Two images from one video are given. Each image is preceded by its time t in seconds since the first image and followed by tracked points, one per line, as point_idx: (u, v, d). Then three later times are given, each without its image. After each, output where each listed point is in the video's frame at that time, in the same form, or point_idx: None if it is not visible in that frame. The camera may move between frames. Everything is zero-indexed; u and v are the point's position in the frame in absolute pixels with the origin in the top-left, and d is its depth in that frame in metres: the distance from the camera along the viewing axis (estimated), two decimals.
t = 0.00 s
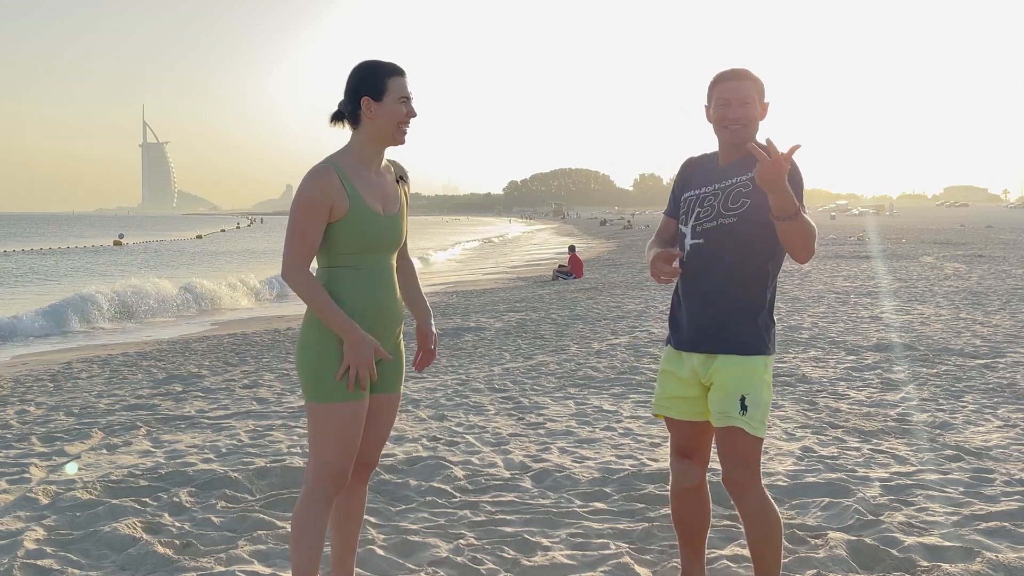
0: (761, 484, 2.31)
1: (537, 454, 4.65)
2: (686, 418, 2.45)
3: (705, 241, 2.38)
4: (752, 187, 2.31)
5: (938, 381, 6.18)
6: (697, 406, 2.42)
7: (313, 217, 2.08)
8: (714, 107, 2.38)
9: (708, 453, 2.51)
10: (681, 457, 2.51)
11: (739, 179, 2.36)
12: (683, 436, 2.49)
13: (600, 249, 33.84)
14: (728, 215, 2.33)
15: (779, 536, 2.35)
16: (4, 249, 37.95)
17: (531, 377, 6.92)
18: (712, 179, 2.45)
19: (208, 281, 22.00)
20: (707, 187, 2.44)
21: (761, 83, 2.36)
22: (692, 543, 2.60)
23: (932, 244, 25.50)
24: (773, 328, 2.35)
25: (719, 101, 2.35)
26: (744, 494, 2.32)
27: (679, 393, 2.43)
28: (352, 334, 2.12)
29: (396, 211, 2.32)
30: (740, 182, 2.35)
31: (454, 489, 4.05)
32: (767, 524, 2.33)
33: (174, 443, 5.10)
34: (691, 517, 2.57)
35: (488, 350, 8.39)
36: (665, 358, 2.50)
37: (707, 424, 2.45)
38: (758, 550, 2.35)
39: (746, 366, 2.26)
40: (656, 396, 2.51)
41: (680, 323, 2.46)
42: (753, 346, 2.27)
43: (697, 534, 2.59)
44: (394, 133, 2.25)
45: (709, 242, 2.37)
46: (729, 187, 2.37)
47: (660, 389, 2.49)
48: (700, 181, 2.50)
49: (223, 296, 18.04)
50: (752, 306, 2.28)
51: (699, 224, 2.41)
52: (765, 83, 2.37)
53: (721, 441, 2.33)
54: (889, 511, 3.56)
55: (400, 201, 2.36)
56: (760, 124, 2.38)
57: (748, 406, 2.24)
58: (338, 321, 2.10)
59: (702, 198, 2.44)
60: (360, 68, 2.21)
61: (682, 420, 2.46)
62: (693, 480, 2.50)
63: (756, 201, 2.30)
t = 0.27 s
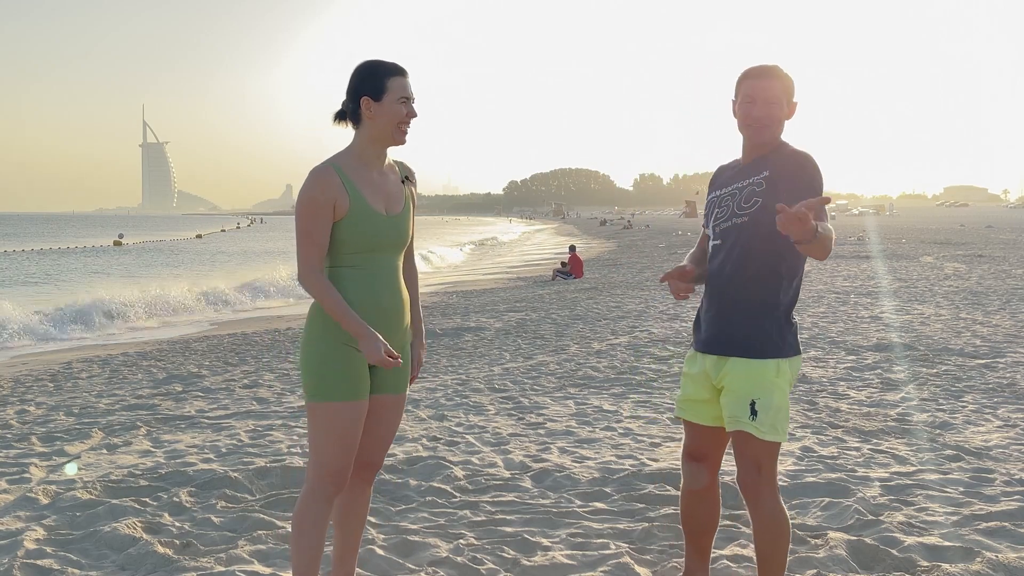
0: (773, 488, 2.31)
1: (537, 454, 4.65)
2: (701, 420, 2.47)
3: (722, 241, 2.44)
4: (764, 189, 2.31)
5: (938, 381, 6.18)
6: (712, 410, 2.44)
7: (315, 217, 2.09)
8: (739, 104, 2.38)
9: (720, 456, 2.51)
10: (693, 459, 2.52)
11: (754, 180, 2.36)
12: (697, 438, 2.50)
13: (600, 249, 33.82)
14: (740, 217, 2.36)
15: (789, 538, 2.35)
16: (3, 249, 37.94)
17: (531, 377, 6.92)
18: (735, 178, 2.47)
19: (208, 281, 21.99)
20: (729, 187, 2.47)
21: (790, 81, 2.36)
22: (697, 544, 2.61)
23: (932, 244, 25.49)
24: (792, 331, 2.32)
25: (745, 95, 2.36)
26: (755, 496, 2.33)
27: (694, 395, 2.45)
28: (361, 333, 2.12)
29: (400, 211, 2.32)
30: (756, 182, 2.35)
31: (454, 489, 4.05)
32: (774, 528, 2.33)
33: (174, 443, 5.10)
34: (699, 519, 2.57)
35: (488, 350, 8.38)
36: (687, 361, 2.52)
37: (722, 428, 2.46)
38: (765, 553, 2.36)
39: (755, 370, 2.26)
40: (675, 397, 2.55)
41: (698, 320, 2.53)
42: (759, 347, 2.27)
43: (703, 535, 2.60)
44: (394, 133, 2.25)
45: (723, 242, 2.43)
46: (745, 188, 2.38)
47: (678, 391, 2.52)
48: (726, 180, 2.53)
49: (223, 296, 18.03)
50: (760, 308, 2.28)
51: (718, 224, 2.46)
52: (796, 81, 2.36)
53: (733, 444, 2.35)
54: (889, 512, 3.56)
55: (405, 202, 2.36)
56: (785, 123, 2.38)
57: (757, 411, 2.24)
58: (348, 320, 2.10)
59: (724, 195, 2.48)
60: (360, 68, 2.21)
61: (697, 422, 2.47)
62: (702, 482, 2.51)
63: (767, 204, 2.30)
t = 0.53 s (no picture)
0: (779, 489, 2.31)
1: (537, 454, 4.65)
2: (708, 419, 2.48)
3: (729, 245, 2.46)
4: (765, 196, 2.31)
5: (938, 381, 6.17)
6: (720, 410, 2.45)
7: (317, 217, 2.09)
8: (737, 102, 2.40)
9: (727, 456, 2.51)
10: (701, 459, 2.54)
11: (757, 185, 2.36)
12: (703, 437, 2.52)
13: (600, 249, 33.82)
14: (744, 222, 2.37)
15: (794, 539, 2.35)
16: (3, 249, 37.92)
17: (531, 377, 6.92)
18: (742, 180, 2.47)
19: (208, 280, 21.98)
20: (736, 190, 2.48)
21: (787, 78, 2.35)
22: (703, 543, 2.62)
23: (932, 244, 25.47)
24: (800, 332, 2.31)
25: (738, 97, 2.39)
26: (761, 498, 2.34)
27: (701, 394, 2.47)
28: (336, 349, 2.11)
29: (401, 211, 2.32)
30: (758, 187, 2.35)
31: (454, 489, 4.05)
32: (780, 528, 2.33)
33: (174, 443, 5.10)
34: (705, 518, 2.58)
35: (488, 350, 8.38)
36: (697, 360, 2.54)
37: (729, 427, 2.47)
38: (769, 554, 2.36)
39: (759, 374, 2.26)
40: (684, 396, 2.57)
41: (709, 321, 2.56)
42: (762, 349, 2.27)
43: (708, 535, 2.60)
44: (394, 131, 2.25)
45: (730, 247, 2.44)
46: (749, 192, 2.39)
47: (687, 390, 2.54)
48: (735, 182, 2.53)
49: (224, 295, 18.03)
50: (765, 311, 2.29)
51: (725, 228, 2.48)
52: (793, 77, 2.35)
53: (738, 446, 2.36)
54: (889, 512, 3.56)
55: (405, 201, 2.36)
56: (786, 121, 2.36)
57: (760, 415, 2.25)
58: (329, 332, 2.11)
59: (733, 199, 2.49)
60: (358, 67, 2.21)
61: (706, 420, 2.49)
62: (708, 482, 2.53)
63: (768, 209, 2.30)
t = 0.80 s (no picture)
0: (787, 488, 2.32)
1: (537, 454, 4.65)
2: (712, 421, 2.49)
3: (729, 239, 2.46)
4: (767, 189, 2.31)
5: (938, 381, 6.18)
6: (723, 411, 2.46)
7: (313, 217, 2.09)
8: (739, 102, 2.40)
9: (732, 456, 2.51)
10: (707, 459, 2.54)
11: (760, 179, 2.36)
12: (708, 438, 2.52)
13: (600, 249, 33.82)
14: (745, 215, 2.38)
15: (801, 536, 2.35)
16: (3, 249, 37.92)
17: (531, 377, 6.92)
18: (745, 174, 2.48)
19: (208, 280, 21.99)
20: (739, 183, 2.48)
21: (789, 75, 2.34)
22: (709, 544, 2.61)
23: (932, 244, 25.47)
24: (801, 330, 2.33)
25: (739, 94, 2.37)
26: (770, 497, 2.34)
27: (704, 396, 2.47)
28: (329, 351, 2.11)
29: (397, 211, 2.32)
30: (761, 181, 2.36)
31: (454, 489, 4.05)
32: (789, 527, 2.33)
33: (174, 443, 5.10)
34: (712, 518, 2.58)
35: (488, 350, 8.38)
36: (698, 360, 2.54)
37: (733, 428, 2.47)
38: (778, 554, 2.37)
39: (759, 375, 2.26)
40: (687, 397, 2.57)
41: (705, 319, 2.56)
42: (761, 348, 2.27)
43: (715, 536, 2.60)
44: (392, 132, 2.25)
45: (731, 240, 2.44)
46: (751, 185, 2.39)
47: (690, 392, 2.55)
48: (738, 175, 2.54)
49: (224, 296, 18.04)
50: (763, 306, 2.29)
51: (727, 221, 2.48)
52: (796, 74, 2.34)
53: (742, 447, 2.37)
54: (889, 512, 3.56)
55: (400, 201, 2.37)
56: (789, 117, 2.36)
57: (762, 417, 2.26)
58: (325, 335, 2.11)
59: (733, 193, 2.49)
60: (356, 66, 2.21)
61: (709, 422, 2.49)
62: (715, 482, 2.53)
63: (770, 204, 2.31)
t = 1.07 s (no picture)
0: (792, 486, 2.32)
1: (537, 454, 4.65)
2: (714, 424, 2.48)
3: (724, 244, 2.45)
4: (763, 196, 2.30)
5: (938, 381, 6.18)
6: (726, 414, 2.45)
7: (315, 215, 2.08)
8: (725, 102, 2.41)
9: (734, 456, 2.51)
10: (711, 463, 2.54)
11: (754, 184, 2.35)
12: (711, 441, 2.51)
13: (600, 249, 33.76)
14: (741, 222, 2.37)
15: (807, 532, 2.35)
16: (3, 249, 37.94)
17: (531, 377, 6.91)
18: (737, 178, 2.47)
19: (208, 280, 21.97)
20: (731, 187, 2.47)
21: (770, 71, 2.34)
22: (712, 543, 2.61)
23: (932, 244, 25.44)
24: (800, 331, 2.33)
25: (723, 88, 2.39)
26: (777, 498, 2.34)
27: (706, 400, 2.46)
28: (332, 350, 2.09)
29: (394, 210, 2.32)
30: (756, 186, 2.34)
31: (454, 489, 4.05)
32: (795, 525, 2.33)
33: (174, 443, 5.10)
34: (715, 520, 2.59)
35: (487, 350, 8.38)
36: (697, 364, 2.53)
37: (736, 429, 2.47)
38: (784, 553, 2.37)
39: (763, 378, 2.26)
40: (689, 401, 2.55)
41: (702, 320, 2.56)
42: (760, 351, 2.27)
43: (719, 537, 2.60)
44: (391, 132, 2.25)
45: (727, 245, 2.43)
46: (746, 189, 2.38)
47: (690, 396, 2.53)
48: (730, 178, 2.53)
49: (224, 296, 18.04)
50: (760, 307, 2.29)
51: (721, 226, 2.47)
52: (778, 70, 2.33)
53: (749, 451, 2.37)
54: (889, 511, 3.56)
55: (397, 200, 2.37)
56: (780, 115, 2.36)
57: (768, 420, 2.25)
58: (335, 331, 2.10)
59: (726, 196, 2.48)
60: (354, 64, 2.21)
61: (711, 425, 2.49)
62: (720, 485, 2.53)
63: (767, 209, 2.30)
